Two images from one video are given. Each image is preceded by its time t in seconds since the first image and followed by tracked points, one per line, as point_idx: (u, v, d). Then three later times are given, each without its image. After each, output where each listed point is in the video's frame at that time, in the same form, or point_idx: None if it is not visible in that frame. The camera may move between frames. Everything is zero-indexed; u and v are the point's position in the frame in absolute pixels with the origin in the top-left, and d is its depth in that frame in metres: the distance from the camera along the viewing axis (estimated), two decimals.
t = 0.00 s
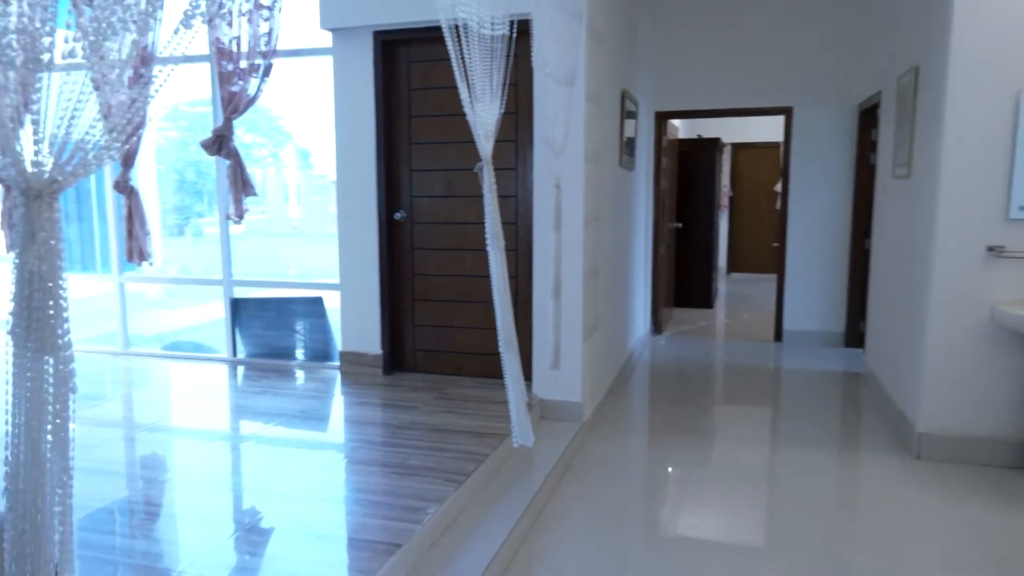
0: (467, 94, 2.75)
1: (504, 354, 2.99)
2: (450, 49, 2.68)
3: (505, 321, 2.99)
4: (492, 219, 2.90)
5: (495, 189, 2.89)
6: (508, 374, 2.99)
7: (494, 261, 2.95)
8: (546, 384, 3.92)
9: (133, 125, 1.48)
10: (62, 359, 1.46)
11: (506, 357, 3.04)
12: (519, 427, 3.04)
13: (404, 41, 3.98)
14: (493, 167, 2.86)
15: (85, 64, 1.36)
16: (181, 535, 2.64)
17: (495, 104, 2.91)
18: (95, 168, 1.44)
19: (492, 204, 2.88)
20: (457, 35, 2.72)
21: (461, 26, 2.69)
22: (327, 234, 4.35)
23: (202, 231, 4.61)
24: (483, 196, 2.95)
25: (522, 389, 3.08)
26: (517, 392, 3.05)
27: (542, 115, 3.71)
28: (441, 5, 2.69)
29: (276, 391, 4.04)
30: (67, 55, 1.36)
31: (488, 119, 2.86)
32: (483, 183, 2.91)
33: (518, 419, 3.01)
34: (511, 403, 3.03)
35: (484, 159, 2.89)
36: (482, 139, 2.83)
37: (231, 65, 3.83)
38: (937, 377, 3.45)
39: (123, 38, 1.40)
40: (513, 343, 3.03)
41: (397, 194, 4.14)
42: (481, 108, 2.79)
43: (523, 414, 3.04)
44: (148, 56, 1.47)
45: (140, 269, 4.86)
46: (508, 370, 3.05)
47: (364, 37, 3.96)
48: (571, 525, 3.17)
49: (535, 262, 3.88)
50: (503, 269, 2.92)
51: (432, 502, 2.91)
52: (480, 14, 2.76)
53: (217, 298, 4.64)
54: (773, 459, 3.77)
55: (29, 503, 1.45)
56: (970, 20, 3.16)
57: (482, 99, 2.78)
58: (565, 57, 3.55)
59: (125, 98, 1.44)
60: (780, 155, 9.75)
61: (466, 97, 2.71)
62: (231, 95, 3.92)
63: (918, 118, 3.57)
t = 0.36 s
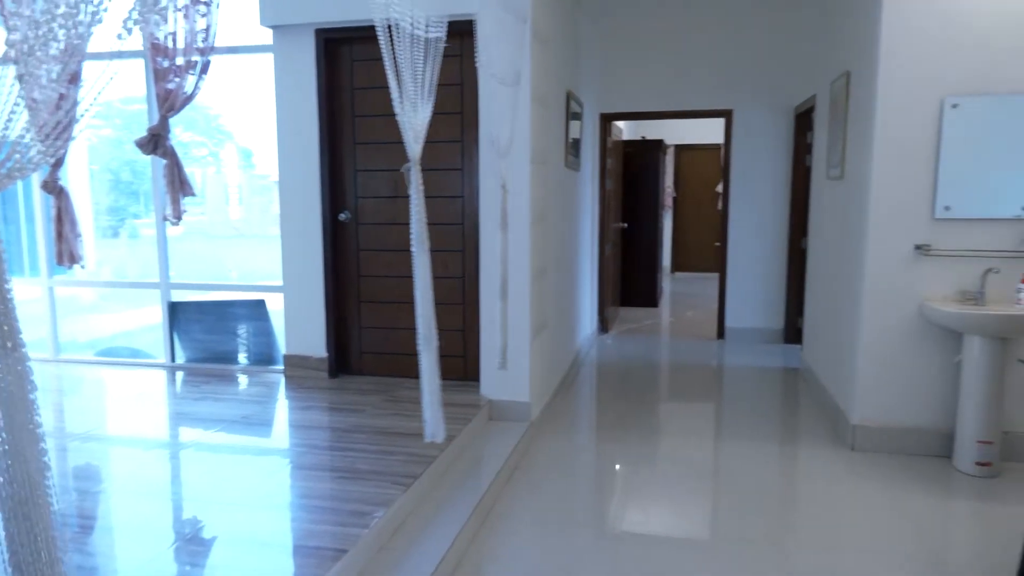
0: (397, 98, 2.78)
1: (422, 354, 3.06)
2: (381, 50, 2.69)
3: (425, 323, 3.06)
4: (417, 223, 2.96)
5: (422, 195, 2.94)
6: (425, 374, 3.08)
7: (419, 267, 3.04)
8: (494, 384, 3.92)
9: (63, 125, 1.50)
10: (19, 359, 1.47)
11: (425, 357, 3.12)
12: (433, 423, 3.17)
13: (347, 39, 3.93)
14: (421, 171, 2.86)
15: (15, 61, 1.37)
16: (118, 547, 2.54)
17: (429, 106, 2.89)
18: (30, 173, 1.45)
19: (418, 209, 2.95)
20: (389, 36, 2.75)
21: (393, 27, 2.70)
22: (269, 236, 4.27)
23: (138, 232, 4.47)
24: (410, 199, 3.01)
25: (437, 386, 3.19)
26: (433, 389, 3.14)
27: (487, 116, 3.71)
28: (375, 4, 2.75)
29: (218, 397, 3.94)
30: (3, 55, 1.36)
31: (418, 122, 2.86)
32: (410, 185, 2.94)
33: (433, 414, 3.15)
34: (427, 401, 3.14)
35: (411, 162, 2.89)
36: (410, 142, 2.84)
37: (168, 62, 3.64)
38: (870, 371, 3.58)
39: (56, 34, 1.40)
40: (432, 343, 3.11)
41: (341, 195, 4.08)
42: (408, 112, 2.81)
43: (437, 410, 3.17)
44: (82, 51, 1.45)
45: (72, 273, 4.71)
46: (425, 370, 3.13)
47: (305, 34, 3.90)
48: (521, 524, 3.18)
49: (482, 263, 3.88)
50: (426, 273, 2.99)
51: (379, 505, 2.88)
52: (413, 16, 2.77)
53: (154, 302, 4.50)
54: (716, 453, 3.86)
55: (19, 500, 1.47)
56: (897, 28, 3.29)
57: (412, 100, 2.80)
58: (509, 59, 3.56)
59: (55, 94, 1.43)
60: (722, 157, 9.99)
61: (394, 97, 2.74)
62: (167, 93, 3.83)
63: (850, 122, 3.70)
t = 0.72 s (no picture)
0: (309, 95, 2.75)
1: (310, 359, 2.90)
2: (293, 46, 2.69)
3: (318, 326, 2.91)
4: (323, 223, 2.89)
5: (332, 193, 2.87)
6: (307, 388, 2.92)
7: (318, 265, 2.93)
8: (431, 386, 3.90)
9: None
10: None
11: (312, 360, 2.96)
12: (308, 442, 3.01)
13: (276, 36, 3.85)
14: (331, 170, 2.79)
15: None
16: (34, 565, 2.42)
17: (347, 105, 2.83)
18: None
19: (326, 209, 2.88)
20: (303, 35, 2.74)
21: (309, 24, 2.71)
22: (197, 237, 4.14)
23: (55, 234, 4.27)
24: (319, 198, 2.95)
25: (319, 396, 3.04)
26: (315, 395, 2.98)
27: (421, 116, 3.69)
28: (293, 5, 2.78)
29: (143, 405, 3.79)
30: None
31: (335, 120, 2.80)
32: (319, 184, 2.88)
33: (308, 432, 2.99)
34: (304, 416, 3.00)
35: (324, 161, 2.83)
36: (322, 139, 2.79)
37: (84, 56, 3.51)
38: (796, 366, 3.71)
39: None
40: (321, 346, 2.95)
41: (272, 195, 3.99)
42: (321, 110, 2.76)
43: (316, 427, 3.02)
44: None
45: None
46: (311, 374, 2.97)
47: (232, 30, 3.80)
48: (460, 526, 3.16)
49: (418, 263, 3.85)
50: (325, 274, 2.87)
51: (313, 512, 2.82)
52: (331, 13, 2.76)
53: (73, 307, 4.30)
54: (651, 449, 3.93)
55: None
56: (816, 36, 3.42)
57: (325, 100, 2.77)
58: (442, 59, 3.56)
59: None
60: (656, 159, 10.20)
61: (306, 97, 2.72)
62: (85, 89, 3.58)
63: (775, 125, 3.83)
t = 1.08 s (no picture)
0: (236, 93, 2.67)
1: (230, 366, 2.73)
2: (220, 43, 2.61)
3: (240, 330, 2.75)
4: (249, 222, 2.81)
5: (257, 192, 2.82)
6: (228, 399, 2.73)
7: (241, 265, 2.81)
8: (376, 389, 3.85)
9: None
10: None
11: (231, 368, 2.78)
12: (222, 458, 2.79)
13: (210, 32, 3.75)
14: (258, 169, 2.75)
15: None
16: None
17: (276, 102, 2.80)
18: None
19: (251, 207, 2.79)
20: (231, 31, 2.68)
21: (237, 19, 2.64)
22: (129, 240, 3.99)
23: None
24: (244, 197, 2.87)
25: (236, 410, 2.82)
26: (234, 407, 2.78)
27: (362, 115, 3.65)
28: None
29: (73, 415, 3.64)
30: None
31: (262, 118, 2.74)
32: (246, 183, 2.80)
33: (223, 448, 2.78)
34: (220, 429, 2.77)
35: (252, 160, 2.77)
36: (250, 138, 2.72)
37: (3, 50, 3.33)
38: (734, 362, 3.81)
39: None
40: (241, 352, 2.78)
41: (208, 196, 3.89)
42: (250, 108, 2.69)
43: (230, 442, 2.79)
44: None
45: None
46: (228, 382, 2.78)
47: (163, 26, 3.69)
48: (405, 529, 3.13)
49: (360, 265, 3.80)
50: (248, 276, 2.75)
51: (253, 520, 2.74)
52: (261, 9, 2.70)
53: None
54: (595, 447, 3.97)
55: None
56: (750, 40, 3.51)
57: (254, 98, 2.69)
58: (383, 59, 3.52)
59: None
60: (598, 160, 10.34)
61: (233, 95, 2.63)
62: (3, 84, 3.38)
63: (712, 127, 3.92)
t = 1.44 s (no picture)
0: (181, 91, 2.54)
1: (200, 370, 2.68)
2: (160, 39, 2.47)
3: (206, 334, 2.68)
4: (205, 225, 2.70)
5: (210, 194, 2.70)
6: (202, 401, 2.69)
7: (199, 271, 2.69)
8: (318, 393, 3.79)
9: None
10: None
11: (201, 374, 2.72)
12: (202, 458, 2.76)
13: (141, 28, 3.64)
14: (208, 171, 2.65)
15: None
16: None
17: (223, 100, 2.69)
18: None
19: (205, 212, 2.68)
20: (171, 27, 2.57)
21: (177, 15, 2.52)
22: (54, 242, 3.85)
23: None
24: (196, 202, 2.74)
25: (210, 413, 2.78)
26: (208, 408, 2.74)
27: (302, 114, 3.58)
28: None
29: None
30: None
31: (210, 117, 2.64)
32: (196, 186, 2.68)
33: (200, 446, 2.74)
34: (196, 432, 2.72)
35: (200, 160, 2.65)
36: (198, 138, 2.61)
37: None
38: (675, 360, 3.88)
39: None
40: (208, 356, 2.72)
41: (140, 197, 3.77)
42: (198, 107, 2.58)
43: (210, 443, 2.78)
44: None
45: None
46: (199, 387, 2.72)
47: (90, 21, 3.56)
48: (349, 533, 3.09)
49: (301, 266, 3.73)
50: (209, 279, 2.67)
51: (191, 529, 2.66)
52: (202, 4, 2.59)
53: None
54: (541, 446, 3.99)
55: None
56: (688, 44, 3.58)
57: (199, 94, 2.57)
58: (323, 59, 3.49)
59: None
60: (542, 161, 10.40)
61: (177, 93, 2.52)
62: None
63: (652, 129, 3.99)
